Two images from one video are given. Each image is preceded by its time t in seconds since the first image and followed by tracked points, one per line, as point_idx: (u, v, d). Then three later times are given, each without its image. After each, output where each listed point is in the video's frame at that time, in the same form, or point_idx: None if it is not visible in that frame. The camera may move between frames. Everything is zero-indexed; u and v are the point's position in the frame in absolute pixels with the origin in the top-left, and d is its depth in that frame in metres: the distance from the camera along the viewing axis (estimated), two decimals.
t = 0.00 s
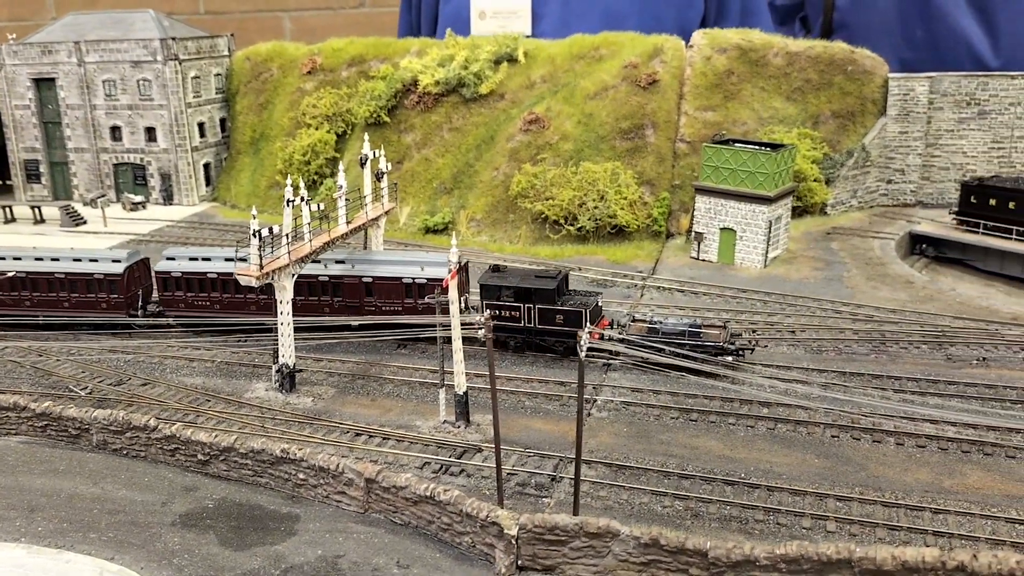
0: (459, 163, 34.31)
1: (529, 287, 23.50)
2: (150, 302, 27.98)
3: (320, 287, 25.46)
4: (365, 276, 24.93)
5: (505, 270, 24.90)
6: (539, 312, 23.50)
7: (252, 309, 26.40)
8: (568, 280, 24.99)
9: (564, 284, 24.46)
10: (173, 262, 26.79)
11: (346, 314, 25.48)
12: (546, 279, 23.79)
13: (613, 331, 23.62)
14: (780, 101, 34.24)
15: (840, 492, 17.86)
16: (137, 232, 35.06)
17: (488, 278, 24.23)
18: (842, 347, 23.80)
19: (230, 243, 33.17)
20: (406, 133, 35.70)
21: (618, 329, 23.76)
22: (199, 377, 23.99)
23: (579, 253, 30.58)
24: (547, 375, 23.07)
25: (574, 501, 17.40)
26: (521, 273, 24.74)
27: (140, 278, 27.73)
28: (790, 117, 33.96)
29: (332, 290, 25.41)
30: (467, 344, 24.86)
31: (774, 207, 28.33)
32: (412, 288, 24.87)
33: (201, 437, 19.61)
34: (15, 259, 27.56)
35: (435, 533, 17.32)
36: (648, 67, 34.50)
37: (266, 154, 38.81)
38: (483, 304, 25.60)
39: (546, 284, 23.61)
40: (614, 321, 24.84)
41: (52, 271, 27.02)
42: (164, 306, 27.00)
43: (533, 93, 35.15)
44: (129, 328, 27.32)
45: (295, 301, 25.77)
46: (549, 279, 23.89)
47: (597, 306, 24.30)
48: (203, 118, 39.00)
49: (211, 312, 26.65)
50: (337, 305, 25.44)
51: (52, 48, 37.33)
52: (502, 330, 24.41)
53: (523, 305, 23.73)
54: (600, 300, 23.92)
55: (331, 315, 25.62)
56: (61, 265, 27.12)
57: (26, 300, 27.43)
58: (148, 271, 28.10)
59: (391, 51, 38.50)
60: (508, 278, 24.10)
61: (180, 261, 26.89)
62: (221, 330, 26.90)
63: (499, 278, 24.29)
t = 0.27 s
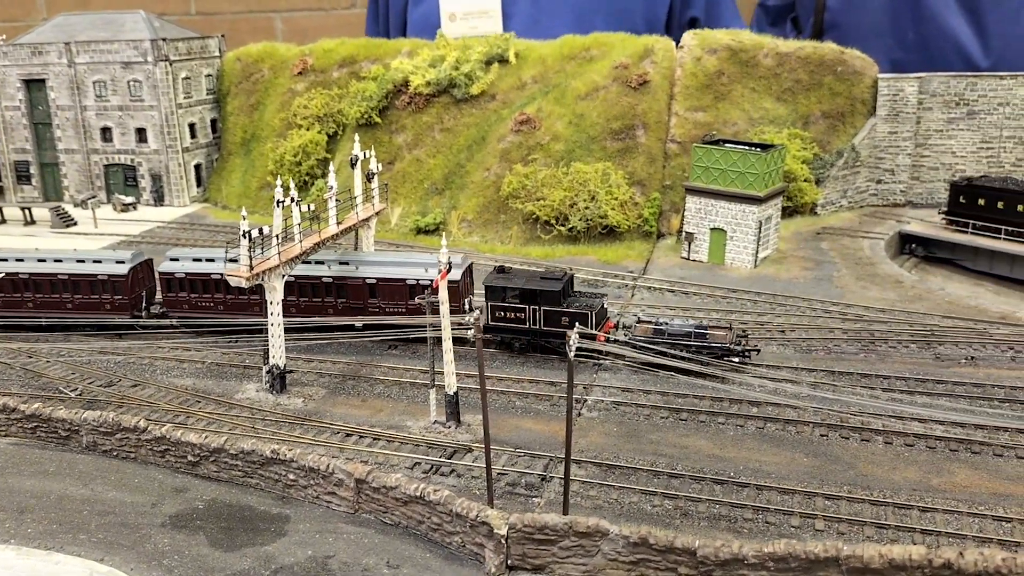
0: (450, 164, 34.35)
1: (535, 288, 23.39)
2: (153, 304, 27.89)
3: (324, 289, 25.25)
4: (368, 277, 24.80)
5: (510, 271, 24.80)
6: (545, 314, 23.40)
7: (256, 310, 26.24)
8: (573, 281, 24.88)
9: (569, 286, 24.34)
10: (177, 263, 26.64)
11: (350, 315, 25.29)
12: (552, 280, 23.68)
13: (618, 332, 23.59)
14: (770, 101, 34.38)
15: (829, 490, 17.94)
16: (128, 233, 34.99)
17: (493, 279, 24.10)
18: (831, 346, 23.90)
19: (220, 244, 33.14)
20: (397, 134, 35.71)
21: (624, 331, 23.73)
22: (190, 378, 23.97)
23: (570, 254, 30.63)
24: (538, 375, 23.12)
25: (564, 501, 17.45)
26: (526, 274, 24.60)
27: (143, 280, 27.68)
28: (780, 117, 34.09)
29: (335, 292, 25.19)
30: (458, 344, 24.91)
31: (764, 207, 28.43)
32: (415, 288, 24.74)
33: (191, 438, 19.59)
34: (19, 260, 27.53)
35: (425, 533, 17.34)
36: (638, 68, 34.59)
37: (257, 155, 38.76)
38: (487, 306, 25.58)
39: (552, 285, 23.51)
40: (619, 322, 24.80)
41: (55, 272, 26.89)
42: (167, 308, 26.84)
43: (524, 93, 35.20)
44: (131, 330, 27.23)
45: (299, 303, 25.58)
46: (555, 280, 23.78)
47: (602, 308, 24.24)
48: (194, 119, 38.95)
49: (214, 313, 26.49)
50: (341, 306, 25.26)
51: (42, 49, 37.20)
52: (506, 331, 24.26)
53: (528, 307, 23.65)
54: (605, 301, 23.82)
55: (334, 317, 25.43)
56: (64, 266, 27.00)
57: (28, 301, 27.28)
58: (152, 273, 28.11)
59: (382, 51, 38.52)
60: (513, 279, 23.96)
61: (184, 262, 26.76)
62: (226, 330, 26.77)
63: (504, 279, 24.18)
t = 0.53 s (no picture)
0: (440, 163, 34.33)
1: (539, 289, 23.32)
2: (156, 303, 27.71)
3: (327, 289, 25.04)
4: (371, 278, 24.60)
5: (515, 272, 24.72)
6: (549, 315, 23.33)
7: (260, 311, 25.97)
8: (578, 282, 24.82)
9: (574, 286, 24.30)
10: (180, 263, 26.40)
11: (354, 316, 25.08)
12: (556, 281, 23.61)
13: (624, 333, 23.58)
14: (760, 101, 34.48)
15: (817, 489, 17.99)
16: (117, 233, 34.86)
17: (497, 280, 23.99)
18: (820, 345, 23.98)
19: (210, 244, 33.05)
20: (387, 134, 35.66)
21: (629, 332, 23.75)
22: (179, 378, 23.89)
23: (561, 253, 30.64)
24: (528, 375, 23.13)
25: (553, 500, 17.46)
26: (531, 275, 24.51)
27: (147, 279, 27.53)
28: (770, 117, 34.20)
29: (339, 292, 24.95)
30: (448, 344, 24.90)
31: (753, 207, 28.50)
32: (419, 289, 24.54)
33: (180, 438, 19.53)
34: (19, 261, 27.35)
35: (414, 532, 17.32)
36: (629, 68, 34.63)
37: (247, 154, 38.66)
38: (492, 308, 25.56)
39: (556, 286, 23.45)
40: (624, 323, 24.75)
41: (57, 272, 26.73)
42: (170, 308, 26.57)
43: (514, 93, 35.21)
44: (134, 330, 27.07)
45: (303, 303, 25.38)
46: (560, 281, 23.72)
47: (608, 308, 24.11)
48: (184, 118, 38.83)
49: (217, 313, 26.19)
50: (344, 306, 25.02)
51: (31, 49, 37.02)
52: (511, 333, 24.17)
53: (533, 308, 23.58)
54: (610, 302, 23.78)
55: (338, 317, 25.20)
56: (66, 266, 26.85)
57: (29, 302, 27.14)
58: (154, 273, 27.87)
59: (372, 51, 38.46)
60: (517, 280, 23.89)
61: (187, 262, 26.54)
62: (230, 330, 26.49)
63: (509, 280, 24.10)
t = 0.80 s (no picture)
0: (430, 164, 34.32)
1: (542, 291, 23.11)
2: (156, 305, 27.52)
3: (328, 290, 24.93)
4: (373, 279, 24.51)
5: (516, 273, 24.52)
6: (552, 316, 23.18)
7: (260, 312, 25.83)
8: (580, 283, 24.66)
9: (576, 287, 24.13)
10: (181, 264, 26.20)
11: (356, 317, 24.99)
12: (559, 282, 23.43)
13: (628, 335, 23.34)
14: (748, 101, 34.60)
15: (804, 489, 18.06)
16: (105, 234, 34.72)
17: (499, 282, 23.72)
18: (808, 345, 24.06)
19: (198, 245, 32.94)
20: (377, 134, 35.60)
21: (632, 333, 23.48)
22: (166, 379, 23.81)
23: (550, 254, 30.66)
24: (517, 375, 23.15)
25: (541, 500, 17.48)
26: (532, 275, 24.32)
27: (148, 280, 27.33)
28: (758, 117, 34.32)
29: (340, 293, 24.87)
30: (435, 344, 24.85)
31: (741, 207, 28.56)
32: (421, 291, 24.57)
33: (167, 440, 19.46)
34: (18, 262, 27.13)
35: (401, 534, 17.31)
36: (618, 68, 34.67)
37: (236, 155, 38.55)
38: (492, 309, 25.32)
39: (559, 287, 23.26)
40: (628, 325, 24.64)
41: (57, 274, 26.55)
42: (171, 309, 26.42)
43: (504, 94, 35.22)
44: (135, 331, 26.89)
45: (304, 305, 25.30)
46: (562, 282, 23.57)
47: (610, 308, 23.95)
48: (173, 119, 38.69)
49: (218, 314, 26.05)
50: (346, 307, 24.96)
51: (18, 49, 36.81)
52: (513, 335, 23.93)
53: (536, 309, 23.37)
54: (613, 303, 23.62)
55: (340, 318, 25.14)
56: (65, 268, 26.66)
57: (28, 304, 26.96)
58: (154, 274, 27.64)
59: (361, 51, 38.40)
60: (519, 281, 23.63)
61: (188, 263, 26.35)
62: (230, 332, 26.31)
63: (510, 282, 23.84)
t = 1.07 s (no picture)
0: (419, 164, 34.26)
1: (545, 292, 23.20)
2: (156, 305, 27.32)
3: (329, 291, 24.78)
4: (374, 280, 24.35)
5: (519, 275, 24.63)
6: (555, 317, 23.23)
7: (259, 313, 25.52)
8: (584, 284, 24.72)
9: (580, 289, 24.22)
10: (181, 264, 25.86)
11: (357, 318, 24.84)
12: (562, 282, 23.50)
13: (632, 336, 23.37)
14: (737, 102, 34.68)
15: (790, 488, 18.09)
16: (92, 234, 34.54)
17: (502, 283, 23.85)
18: (796, 345, 24.12)
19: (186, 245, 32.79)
20: (365, 134, 35.51)
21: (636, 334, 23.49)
22: (153, 381, 23.69)
23: (539, 254, 30.65)
24: (505, 376, 23.12)
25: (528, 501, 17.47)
26: (536, 277, 24.45)
27: (148, 280, 27.12)
28: (746, 118, 34.41)
29: (341, 294, 24.73)
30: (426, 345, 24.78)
31: (730, 207, 28.61)
32: (422, 292, 24.37)
33: (153, 442, 19.37)
34: (17, 263, 26.91)
35: (388, 535, 17.26)
36: (607, 68, 34.67)
37: (224, 154, 38.41)
38: (494, 310, 25.06)
39: (563, 288, 23.33)
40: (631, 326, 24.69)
41: (56, 275, 26.35)
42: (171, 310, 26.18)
43: (493, 93, 35.18)
44: (134, 331, 26.69)
45: (304, 306, 25.07)
46: (566, 283, 23.64)
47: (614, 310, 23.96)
48: (160, 118, 38.53)
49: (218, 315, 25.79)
50: (347, 309, 24.80)
51: (4, 48, 36.56)
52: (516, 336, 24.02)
53: (539, 310, 23.45)
54: (617, 304, 23.65)
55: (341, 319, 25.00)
56: (64, 268, 26.46)
57: (27, 305, 26.76)
58: (154, 275, 27.42)
59: (350, 51, 38.29)
60: (522, 283, 23.76)
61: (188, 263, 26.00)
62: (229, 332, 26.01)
63: (513, 283, 23.96)
